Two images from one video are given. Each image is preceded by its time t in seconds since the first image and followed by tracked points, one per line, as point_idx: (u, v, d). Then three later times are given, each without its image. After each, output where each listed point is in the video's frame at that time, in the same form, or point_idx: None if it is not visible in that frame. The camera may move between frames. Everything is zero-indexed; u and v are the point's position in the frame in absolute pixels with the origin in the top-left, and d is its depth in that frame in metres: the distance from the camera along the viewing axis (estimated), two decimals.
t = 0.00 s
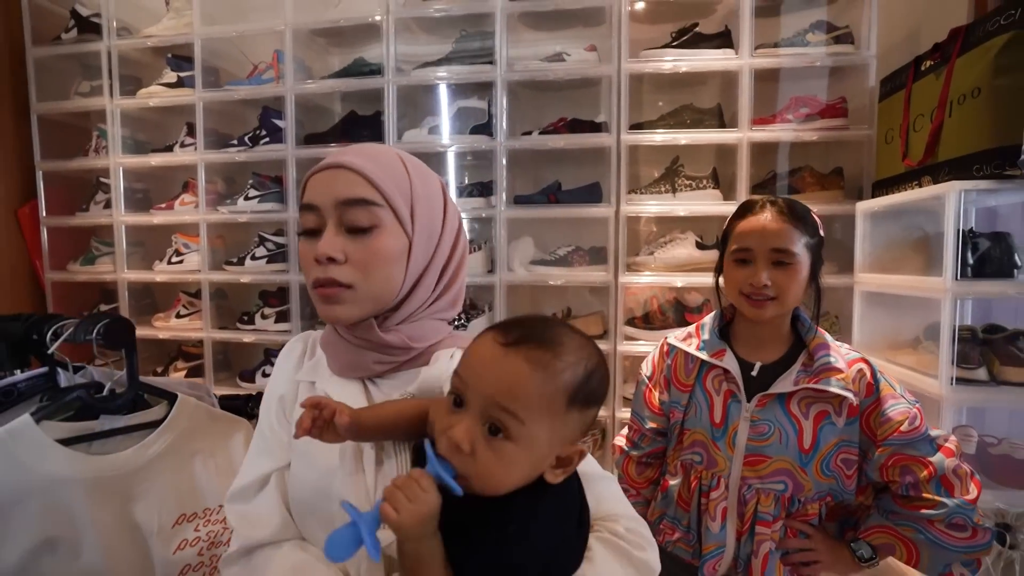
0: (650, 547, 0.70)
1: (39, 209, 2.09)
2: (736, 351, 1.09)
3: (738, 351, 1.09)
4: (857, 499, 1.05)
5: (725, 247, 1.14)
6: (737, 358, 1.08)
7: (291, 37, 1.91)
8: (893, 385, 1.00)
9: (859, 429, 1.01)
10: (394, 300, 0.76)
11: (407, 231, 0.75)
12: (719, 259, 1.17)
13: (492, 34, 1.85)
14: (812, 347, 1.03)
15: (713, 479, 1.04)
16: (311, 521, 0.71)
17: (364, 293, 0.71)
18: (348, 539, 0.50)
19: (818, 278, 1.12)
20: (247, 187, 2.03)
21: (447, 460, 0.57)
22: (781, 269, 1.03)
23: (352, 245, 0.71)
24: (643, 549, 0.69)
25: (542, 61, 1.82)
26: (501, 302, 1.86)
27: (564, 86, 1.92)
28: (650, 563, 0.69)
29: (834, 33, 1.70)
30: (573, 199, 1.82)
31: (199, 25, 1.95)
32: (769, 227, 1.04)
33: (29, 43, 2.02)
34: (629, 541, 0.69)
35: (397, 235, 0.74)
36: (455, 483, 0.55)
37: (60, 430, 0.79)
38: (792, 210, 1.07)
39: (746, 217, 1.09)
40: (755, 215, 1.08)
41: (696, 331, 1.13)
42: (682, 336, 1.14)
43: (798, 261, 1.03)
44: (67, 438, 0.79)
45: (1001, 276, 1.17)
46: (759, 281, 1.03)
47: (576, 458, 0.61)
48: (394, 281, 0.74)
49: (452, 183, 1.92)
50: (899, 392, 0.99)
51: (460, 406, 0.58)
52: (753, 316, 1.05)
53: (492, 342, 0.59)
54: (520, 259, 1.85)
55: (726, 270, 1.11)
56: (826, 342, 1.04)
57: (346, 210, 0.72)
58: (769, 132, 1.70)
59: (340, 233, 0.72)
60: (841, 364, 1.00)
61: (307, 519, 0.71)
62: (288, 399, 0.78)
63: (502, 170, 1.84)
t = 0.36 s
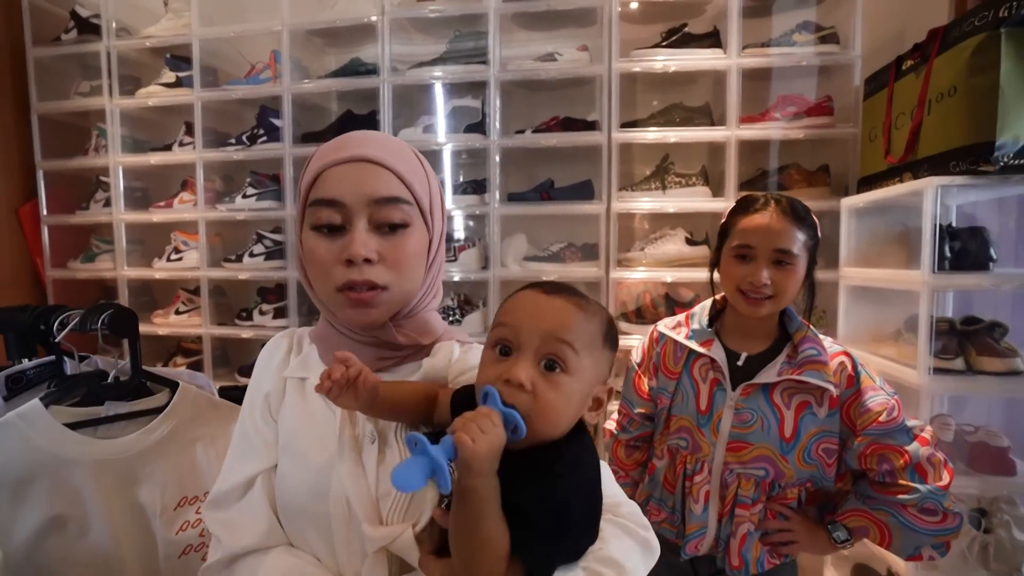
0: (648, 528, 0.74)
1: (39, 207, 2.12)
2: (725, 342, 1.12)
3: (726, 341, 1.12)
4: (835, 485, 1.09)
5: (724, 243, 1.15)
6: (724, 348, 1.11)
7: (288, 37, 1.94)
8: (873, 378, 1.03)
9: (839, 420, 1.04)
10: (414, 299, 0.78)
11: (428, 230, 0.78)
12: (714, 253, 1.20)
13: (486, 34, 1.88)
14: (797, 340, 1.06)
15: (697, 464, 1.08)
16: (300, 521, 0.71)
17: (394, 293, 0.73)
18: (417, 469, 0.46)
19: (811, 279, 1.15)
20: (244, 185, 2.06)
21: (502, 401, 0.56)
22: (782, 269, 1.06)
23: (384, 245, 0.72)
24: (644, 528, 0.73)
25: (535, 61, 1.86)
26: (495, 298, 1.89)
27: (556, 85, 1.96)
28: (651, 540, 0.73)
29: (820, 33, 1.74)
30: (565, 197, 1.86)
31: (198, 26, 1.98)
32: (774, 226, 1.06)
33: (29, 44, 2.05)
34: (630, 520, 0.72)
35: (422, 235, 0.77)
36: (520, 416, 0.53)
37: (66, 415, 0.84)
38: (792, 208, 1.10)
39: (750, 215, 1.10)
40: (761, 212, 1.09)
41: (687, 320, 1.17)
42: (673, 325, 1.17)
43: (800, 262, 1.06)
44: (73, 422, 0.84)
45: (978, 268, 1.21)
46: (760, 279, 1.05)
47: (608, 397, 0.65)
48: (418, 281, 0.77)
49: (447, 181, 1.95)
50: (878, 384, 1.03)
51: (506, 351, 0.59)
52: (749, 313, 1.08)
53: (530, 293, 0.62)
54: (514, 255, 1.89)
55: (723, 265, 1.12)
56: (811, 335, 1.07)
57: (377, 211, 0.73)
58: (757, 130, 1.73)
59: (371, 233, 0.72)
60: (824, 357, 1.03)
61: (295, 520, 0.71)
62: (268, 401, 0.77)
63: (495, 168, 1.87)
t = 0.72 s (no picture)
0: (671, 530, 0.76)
1: (37, 210, 2.14)
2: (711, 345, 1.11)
3: (712, 344, 1.11)
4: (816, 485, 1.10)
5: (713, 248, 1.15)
6: (711, 350, 1.10)
7: (282, 41, 1.96)
8: (855, 381, 1.03)
9: (822, 423, 1.03)
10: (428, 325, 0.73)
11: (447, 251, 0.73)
12: (703, 258, 1.19)
13: (477, 38, 1.90)
14: (781, 345, 1.06)
15: (683, 465, 1.07)
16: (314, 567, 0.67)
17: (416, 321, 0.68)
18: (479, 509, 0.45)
19: (796, 287, 1.15)
20: (240, 188, 2.08)
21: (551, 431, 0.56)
22: (771, 277, 1.06)
23: (409, 270, 0.66)
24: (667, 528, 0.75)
25: (526, 65, 1.87)
26: (488, 299, 1.91)
27: (548, 89, 1.97)
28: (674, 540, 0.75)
29: (809, 36, 1.75)
30: (556, 199, 1.87)
31: (193, 30, 2.00)
32: (764, 233, 1.06)
33: (26, 48, 2.07)
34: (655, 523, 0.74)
35: (442, 256, 0.71)
36: (571, 445, 0.54)
37: (57, 417, 0.86)
38: (782, 213, 1.10)
39: (742, 220, 1.10)
40: (752, 219, 1.09)
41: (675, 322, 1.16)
42: (660, 325, 1.16)
43: (789, 270, 1.06)
44: (64, 425, 0.86)
45: (960, 271, 1.23)
46: (747, 286, 1.05)
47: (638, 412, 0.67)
48: (436, 305, 0.71)
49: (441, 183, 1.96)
50: (860, 388, 1.03)
51: (545, 381, 0.59)
52: (736, 319, 1.07)
53: (564, 314, 0.62)
54: (505, 257, 1.90)
55: (713, 271, 1.12)
56: (795, 339, 1.06)
57: (403, 229, 0.66)
58: (746, 133, 1.75)
59: (394, 255, 0.66)
60: (808, 361, 1.02)
61: (304, 566, 0.67)
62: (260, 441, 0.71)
63: (487, 171, 1.89)
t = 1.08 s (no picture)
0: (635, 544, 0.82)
1: (21, 211, 2.14)
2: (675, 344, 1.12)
3: (678, 344, 1.12)
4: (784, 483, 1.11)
5: (677, 249, 1.15)
6: (675, 349, 1.11)
7: (263, 43, 1.96)
8: (817, 376, 1.04)
9: (786, 419, 1.04)
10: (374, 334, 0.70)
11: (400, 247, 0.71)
12: (666, 260, 1.18)
13: (458, 39, 1.90)
14: (744, 341, 1.07)
15: (649, 465, 1.07)
16: None
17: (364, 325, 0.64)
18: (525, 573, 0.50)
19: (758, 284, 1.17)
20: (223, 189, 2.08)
21: (553, 447, 0.61)
22: (736, 278, 1.07)
23: (364, 263, 0.63)
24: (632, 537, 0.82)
25: (506, 65, 1.87)
26: (469, 300, 1.92)
27: (529, 89, 1.97)
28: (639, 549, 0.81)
29: (788, 36, 1.74)
30: (536, 200, 1.88)
31: (175, 32, 2.00)
32: (727, 234, 1.07)
33: (9, 50, 2.07)
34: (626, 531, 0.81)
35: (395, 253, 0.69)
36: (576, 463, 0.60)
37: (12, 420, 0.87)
38: (743, 213, 1.11)
39: (705, 222, 1.10)
40: (715, 220, 1.09)
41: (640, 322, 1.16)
42: (626, 326, 1.16)
43: (752, 270, 1.08)
44: (19, 427, 0.86)
45: (930, 271, 1.23)
46: (715, 288, 1.05)
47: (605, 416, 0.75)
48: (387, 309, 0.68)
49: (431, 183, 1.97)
50: (823, 383, 1.03)
51: (543, 395, 0.64)
52: (704, 322, 1.08)
53: (556, 325, 0.68)
54: (486, 257, 1.91)
55: (678, 273, 1.11)
56: (758, 337, 1.08)
57: (359, 219, 0.64)
58: (724, 133, 1.75)
59: (348, 248, 0.62)
60: (769, 357, 1.04)
61: None
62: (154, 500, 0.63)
63: (467, 172, 1.90)
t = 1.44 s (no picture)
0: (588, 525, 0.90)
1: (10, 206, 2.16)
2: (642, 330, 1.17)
3: (644, 330, 1.16)
4: (750, 464, 1.14)
5: (646, 239, 1.17)
6: (642, 334, 1.16)
7: (249, 38, 1.98)
8: (779, 358, 1.07)
9: (749, 400, 1.07)
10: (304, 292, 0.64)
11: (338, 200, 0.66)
12: (636, 250, 1.21)
13: (441, 34, 1.92)
14: (708, 325, 1.11)
15: (617, 446, 1.11)
16: None
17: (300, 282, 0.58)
18: (494, 523, 0.54)
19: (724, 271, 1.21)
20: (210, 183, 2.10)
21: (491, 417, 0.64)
22: (705, 266, 1.11)
23: (309, 211, 0.58)
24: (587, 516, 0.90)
25: (488, 60, 1.90)
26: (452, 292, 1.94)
27: (512, 83, 1.99)
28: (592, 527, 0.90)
29: (764, 30, 1.76)
30: (517, 192, 1.90)
31: (162, 27, 2.02)
32: (696, 225, 1.11)
33: None
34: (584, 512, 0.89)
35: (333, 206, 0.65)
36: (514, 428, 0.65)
37: None
38: (708, 203, 1.15)
39: (674, 214, 1.13)
40: (684, 210, 1.13)
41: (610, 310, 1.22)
42: (598, 312, 1.22)
43: (718, 258, 1.12)
44: None
45: (896, 257, 1.26)
46: (686, 277, 1.08)
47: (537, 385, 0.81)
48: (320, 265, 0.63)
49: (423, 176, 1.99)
50: (785, 364, 1.07)
51: (485, 366, 0.67)
52: (678, 311, 1.11)
53: (497, 301, 0.72)
54: (469, 250, 1.93)
55: (649, 263, 1.14)
56: (721, 320, 1.11)
57: (303, 160, 0.58)
58: (702, 126, 1.77)
59: (293, 190, 0.57)
60: (731, 339, 1.07)
61: None
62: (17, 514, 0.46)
63: (450, 166, 1.92)
